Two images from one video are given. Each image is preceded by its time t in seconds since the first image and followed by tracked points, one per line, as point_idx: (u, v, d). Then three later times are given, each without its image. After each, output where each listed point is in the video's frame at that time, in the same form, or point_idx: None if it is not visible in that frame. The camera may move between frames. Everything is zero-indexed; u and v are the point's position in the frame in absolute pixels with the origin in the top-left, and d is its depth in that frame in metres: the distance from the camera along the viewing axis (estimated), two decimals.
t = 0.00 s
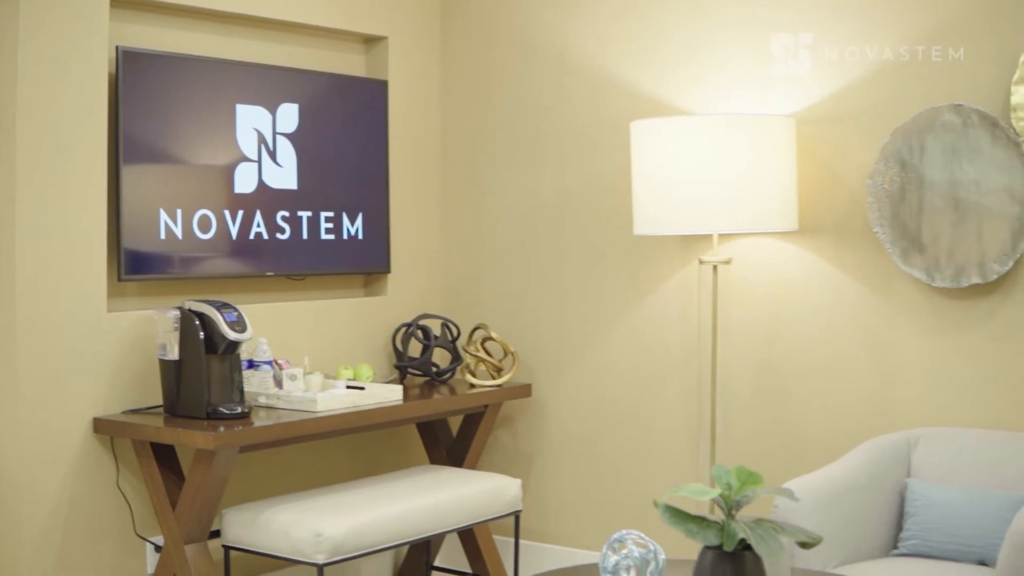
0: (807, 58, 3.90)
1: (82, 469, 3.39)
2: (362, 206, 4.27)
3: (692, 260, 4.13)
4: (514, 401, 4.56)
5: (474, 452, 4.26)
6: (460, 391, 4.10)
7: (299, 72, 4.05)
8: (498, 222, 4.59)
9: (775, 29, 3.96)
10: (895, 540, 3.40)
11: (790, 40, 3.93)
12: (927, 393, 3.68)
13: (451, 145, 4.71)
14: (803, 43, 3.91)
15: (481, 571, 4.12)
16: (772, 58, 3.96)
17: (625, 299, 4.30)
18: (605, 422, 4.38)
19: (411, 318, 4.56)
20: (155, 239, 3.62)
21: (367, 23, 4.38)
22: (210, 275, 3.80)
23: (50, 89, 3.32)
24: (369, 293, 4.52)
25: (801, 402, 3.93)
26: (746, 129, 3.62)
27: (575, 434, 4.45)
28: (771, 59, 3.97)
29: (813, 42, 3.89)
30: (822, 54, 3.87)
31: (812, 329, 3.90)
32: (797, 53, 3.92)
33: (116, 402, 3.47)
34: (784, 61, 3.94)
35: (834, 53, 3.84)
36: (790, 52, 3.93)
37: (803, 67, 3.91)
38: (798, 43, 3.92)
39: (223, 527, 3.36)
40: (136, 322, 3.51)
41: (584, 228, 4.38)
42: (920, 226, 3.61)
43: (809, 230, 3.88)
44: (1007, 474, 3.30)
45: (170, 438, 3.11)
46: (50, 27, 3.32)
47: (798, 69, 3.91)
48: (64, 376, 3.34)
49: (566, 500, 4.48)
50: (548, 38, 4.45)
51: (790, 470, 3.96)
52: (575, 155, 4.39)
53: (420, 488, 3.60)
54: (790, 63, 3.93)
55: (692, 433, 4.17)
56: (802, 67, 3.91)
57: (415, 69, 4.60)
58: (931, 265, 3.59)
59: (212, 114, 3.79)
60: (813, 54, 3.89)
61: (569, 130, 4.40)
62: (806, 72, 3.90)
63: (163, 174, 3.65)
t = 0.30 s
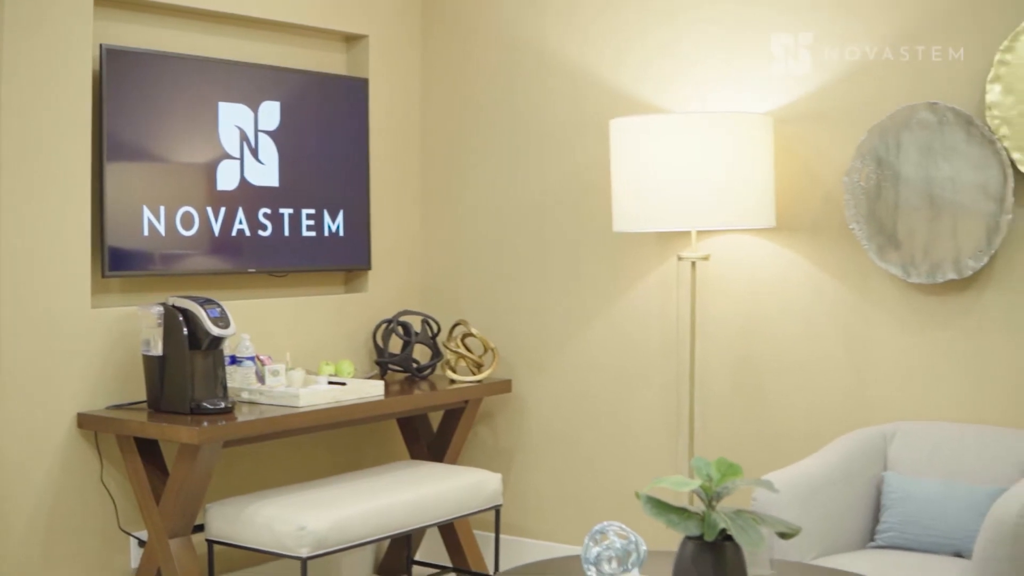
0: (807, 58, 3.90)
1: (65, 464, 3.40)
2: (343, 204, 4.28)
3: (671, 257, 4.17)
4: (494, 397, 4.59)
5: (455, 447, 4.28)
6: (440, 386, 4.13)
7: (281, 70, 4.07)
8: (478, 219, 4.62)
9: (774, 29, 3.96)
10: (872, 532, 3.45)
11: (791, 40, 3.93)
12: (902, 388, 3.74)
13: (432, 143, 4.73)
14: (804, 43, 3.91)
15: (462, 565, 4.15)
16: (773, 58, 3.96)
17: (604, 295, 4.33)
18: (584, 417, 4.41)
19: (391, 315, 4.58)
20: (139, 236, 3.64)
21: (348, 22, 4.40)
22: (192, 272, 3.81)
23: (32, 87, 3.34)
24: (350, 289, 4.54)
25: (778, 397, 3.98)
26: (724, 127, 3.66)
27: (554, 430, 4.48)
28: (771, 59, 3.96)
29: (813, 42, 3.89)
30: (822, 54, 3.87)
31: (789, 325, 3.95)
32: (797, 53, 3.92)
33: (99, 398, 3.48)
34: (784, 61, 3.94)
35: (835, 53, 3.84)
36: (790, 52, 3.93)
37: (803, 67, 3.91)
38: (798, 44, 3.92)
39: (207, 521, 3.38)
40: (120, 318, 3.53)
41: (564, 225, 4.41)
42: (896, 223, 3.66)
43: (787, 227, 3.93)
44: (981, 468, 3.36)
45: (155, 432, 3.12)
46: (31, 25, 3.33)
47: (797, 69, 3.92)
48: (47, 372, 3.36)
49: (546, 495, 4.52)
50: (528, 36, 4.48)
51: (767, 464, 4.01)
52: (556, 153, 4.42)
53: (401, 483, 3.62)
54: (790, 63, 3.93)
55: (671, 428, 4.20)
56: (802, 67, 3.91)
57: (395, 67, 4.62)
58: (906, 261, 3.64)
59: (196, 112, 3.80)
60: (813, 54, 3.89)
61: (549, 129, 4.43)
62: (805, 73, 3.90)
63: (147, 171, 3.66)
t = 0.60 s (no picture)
0: (808, 58, 3.90)
1: (50, 461, 3.41)
2: (324, 202, 4.31)
3: (649, 254, 4.21)
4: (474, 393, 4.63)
5: (436, 443, 4.31)
6: (421, 383, 4.16)
7: (263, 69, 4.09)
8: (458, 217, 4.65)
9: (774, 29, 3.96)
10: (849, 526, 3.51)
11: (791, 41, 3.93)
12: (877, 383, 3.79)
13: (411, 142, 4.75)
14: (804, 43, 3.91)
15: (442, 560, 4.18)
16: (773, 59, 3.96)
17: (583, 293, 4.37)
18: (563, 414, 4.45)
19: (372, 312, 4.60)
20: (122, 233, 3.66)
21: (329, 22, 4.42)
22: (174, 270, 3.83)
23: (15, 86, 3.35)
24: (330, 287, 4.56)
25: (755, 393, 4.03)
26: (702, 126, 3.71)
27: (533, 426, 4.52)
28: (771, 60, 3.97)
29: (813, 42, 3.89)
30: (822, 55, 3.87)
31: (766, 321, 4.00)
32: (798, 54, 3.92)
33: (82, 395, 3.50)
34: (784, 61, 3.94)
35: (835, 53, 3.85)
36: (790, 53, 3.94)
37: (803, 66, 3.91)
38: (798, 44, 3.92)
39: (190, 516, 3.40)
40: (104, 315, 3.55)
41: (544, 223, 4.45)
42: (872, 221, 3.71)
43: (764, 225, 3.98)
44: (956, 462, 3.42)
45: (139, 428, 3.14)
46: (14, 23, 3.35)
47: (797, 69, 3.92)
48: (31, 369, 3.37)
49: (525, 491, 4.55)
50: (508, 35, 4.51)
51: (744, 458, 4.06)
52: (535, 151, 4.46)
53: (382, 479, 3.65)
54: (790, 64, 3.93)
55: (650, 424, 4.25)
56: (802, 67, 3.91)
57: (376, 66, 4.64)
58: (882, 258, 3.70)
59: (178, 110, 3.82)
60: (814, 53, 3.89)
61: (529, 127, 4.46)
62: (805, 73, 3.90)
63: (130, 170, 3.68)
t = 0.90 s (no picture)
0: (808, 59, 3.91)
1: (34, 460, 3.43)
2: (305, 202, 4.33)
3: (628, 253, 4.25)
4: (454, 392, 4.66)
5: (416, 441, 4.34)
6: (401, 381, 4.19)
7: (244, 69, 4.11)
8: (438, 217, 4.68)
9: (774, 30, 3.97)
10: (826, 521, 3.56)
11: (791, 41, 3.94)
12: (852, 380, 3.85)
13: (390, 142, 4.78)
14: (804, 43, 3.92)
15: (423, 557, 4.21)
16: (773, 58, 3.97)
17: (562, 291, 4.41)
18: (543, 411, 4.49)
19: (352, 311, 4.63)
20: (105, 233, 3.68)
21: (309, 23, 4.44)
22: (156, 270, 3.85)
23: None
24: (311, 286, 4.58)
25: (732, 390, 4.08)
26: (681, 126, 3.75)
27: (513, 424, 4.56)
28: (771, 59, 3.98)
29: (813, 42, 3.90)
30: (821, 55, 3.88)
31: (743, 319, 4.05)
32: (798, 54, 3.93)
33: (66, 394, 3.51)
34: (784, 61, 3.95)
35: (834, 53, 3.86)
36: (790, 53, 3.94)
37: (803, 67, 3.92)
38: (798, 44, 3.93)
39: (173, 514, 3.42)
40: (87, 315, 3.57)
41: (523, 223, 4.48)
42: (847, 220, 3.77)
43: (742, 225, 4.03)
44: (930, 458, 3.48)
45: (123, 427, 3.16)
46: None
47: (798, 69, 3.93)
48: (15, 368, 3.39)
49: (504, 488, 4.59)
50: (488, 35, 4.54)
51: (722, 454, 4.11)
52: (515, 151, 4.49)
53: (364, 476, 3.67)
54: (790, 63, 3.94)
55: (630, 421, 4.29)
56: (802, 67, 3.92)
57: (355, 67, 4.66)
58: (857, 257, 3.76)
59: (161, 111, 3.84)
60: (813, 54, 3.90)
61: (511, 127, 4.49)
62: (806, 73, 3.91)
63: (113, 170, 3.71)
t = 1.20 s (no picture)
0: (808, 59, 3.92)
1: (18, 457, 3.44)
2: (286, 202, 4.35)
3: (607, 251, 4.30)
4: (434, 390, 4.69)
5: (396, 438, 4.37)
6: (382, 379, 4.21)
7: (224, 69, 4.12)
8: (418, 216, 4.71)
9: (774, 30, 3.98)
10: (802, 516, 3.61)
11: (791, 41, 3.95)
12: (827, 376, 3.91)
13: (370, 141, 4.81)
14: (804, 43, 3.93)
15: (404, 554, 4.24)
16: (772, 59, 3.98)
17: (540, 290, 4.45)
18: (521, 409, 4.53)
19: (332, 310, 4.65)
20: (87, 233, 3.70)
21: (290, 24, 4.46)
22: (137, 269, 3.86)
23: None
24: (291, 285, 4.60)
25: (708, 387, 4.13)
26: (659, 126, 3.80)
27: (491, 421, 4.59)
28: (771, 59, 3.98)
29: (813, 42, 3.91)
30: (821, 55, 3.89)
31: (721, 316, 4.10)
32: (797, 53, 3.94)
33: (49, 392, 3.53)
34: (784, 61, 3.96)
35: (834, 53, 3.86)
36: (790, 52, 3.95)
37: (803, 67, 3.92)
38: (798, 44, 3.94)
39: (156, 511, 3.43)
40: (70, 313, 3.58)
41: (502, 222, 4.52)
42: (823, 219, 3.82)
43: (718, 224, 4.08)
44: (904, 453, 3.54)
45: (107, 424, 3.18)
46: None
47: (797, 69, 3.94)
48: None
49: (483, 485, 4.63)
50: (467, 35, 4.57)
51: (699, 450, 4.15)
52: (495, 150, 4.52)
53: (345, 474, 3.70)
54: (790, 63, 3.95)
55: (609, 418, 4.33)
56: (802, 67, 3.93)
57: (335, 66, 4.69)
58: (833, 256, 3.81)
59: (143, 111, 3.86)
60: (813, 54, 3.91)
61: (492, 127, 4.52)
62: (805, 73, 3.92)
63: (96, 169, 3.73)
